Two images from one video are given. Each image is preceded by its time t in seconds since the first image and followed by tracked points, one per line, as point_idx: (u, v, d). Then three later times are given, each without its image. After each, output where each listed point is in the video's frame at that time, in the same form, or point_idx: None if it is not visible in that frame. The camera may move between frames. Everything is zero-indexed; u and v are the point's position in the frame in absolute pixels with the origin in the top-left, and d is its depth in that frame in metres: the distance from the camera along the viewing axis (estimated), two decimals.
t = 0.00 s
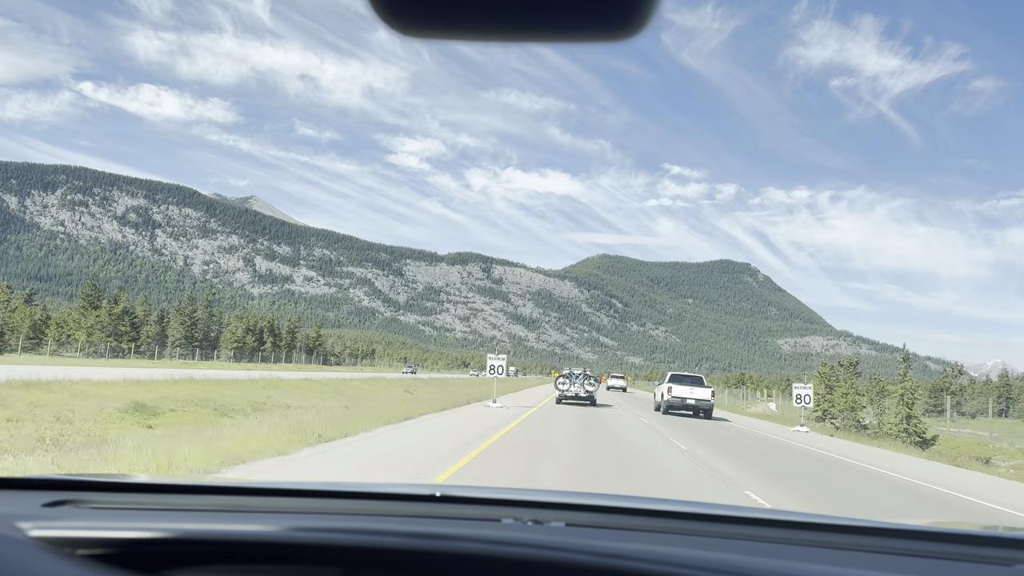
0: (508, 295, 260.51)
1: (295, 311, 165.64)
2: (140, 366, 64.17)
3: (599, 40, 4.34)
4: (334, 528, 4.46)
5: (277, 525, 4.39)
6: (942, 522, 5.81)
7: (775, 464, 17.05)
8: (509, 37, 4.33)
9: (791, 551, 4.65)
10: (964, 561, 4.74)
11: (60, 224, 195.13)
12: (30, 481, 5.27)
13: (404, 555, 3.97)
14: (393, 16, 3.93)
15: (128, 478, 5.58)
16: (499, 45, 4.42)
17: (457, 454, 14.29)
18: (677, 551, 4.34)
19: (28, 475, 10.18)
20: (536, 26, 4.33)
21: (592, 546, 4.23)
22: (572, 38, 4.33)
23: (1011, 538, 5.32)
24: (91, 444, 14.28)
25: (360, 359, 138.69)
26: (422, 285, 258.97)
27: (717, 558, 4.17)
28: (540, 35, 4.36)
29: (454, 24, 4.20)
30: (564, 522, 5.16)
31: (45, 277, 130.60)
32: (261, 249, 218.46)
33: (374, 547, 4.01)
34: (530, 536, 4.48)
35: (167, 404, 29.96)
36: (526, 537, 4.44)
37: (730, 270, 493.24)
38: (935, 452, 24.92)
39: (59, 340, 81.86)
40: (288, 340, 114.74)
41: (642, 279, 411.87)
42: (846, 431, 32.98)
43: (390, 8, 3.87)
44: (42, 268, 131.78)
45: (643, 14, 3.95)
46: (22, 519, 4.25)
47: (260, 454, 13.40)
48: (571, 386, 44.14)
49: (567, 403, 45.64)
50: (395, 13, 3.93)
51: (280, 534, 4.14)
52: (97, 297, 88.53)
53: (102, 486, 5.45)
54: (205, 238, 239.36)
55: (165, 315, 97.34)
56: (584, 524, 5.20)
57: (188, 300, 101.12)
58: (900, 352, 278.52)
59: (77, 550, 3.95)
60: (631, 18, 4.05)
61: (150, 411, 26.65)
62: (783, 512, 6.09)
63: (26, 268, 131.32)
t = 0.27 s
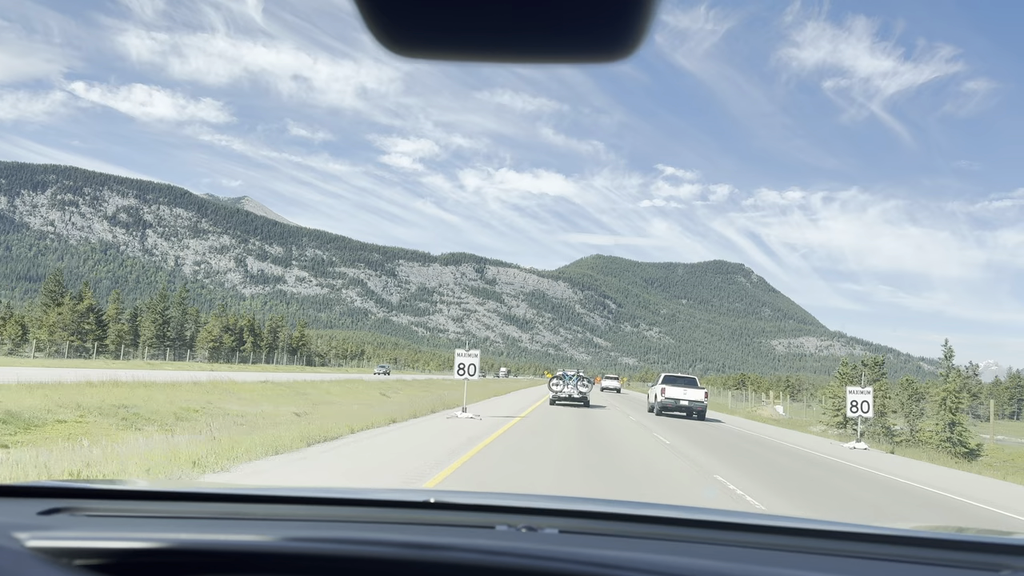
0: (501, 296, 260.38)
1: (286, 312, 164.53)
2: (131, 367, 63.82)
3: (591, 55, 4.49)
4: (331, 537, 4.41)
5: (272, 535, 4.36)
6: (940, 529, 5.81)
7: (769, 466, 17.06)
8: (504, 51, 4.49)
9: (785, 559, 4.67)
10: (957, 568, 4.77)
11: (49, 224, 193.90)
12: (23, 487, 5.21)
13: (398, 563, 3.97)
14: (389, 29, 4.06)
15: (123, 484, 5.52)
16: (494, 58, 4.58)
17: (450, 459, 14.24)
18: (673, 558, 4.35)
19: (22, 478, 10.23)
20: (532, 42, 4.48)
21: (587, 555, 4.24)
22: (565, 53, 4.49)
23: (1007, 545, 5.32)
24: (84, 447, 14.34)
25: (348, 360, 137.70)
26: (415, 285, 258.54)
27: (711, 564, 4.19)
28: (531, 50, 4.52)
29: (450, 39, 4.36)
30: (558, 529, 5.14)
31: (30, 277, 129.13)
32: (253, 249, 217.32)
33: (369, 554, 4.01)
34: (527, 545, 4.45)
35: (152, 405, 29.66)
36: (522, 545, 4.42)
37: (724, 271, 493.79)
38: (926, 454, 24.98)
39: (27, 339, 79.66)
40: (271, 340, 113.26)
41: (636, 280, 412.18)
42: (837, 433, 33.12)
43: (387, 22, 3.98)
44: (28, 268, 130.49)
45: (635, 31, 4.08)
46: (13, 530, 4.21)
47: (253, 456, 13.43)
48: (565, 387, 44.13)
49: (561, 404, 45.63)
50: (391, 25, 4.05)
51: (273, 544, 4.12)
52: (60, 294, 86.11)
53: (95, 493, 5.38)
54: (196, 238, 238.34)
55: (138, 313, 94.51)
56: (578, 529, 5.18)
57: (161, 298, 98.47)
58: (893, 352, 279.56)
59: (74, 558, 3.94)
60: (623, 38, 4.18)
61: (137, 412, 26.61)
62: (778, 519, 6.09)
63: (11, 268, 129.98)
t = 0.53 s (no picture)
0: (497, 296, 260.46)
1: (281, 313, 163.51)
2: (124, 368, 63.60)
3: (582, 57, 4.53)
4: (321, 539, 4.38)
5: (260, 537, 4.32)
6: (934, 530, 5.81)
7: (764, 466, 17.10)
8: (494, 55, 4.53)
9: (776, 559, 4.75)
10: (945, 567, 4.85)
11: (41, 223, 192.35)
12: (11, 490, 5.15)
13: (388, 566, 3.95)
14: (379, 31, 4.07)
15: (115, 487, 5.47)
16: (484, 60, 4.62)
17: (447, 460, 14.25)
18: (665, 562, 4.35)
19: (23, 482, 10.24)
20: (521, 45, 4.51)
21: (578, 556, 4.23)
22: (554, 56, 4.52)
23: (1001, 545, 5.32)
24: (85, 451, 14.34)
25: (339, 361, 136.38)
26: (410, 285, 258.33)
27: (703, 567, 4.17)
28: (519, 52, 4.55)
29: (440, 40, 4.39)
30: (550, 531, 5.11)
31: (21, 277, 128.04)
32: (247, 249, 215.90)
33: (359, 556, 3.99)
34: (518, 548, 4.41)
35: (152, 404, 29.62)
36: (516, 546, 4.38)
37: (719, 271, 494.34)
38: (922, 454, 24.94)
39: None
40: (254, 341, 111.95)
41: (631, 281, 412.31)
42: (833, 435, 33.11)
43: (374, 24, 3.99)
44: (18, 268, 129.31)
45: (622, 33, 4.10)
46: (2, 532, 4.18)
47: (253, 458, 13.47)
48: (560, 387, 44.16)
49: (556, 405, 45.70)
50: (379, 26, 4.05)
51: (265, 546, 4.09)
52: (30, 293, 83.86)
53: (85, 495, 5.34)
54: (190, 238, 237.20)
55: (113, 312, 91.56)
56: (569, 533, 5.16)
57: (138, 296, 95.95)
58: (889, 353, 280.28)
59: (60, 562, 3.94)
60: (612, 42, 4.22)
61: (139, 411, 26.59)
62: (775, 518, 6.07)
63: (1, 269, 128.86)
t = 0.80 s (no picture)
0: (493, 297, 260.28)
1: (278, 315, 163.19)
2: (118, 369, 63.41)
3: (571, 58, 4.50)
4: (311, 543, 4.34)
5: (252, 541, 4.29)
6: (928, 531, 5.82)
7: (760, 467, 17.11)
8: (484, 58, 4.53)
9: (768, 562, 4.75)
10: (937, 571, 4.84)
11: (35, 223, 191.60)
12: (4, 492, 5.14)
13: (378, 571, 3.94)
14: (367, 33, 4.04)
15: (106, 490, 5.43)
16: (475, 64, 4.62)
17: (444, 461, 14.25)
18: (657, 564, 4.36)
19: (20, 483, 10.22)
20: (511, 47, 4.51)
21: (569, 560, 4.22)
22: (543, 58, 4.53)
23: (994, 546, 5.32)
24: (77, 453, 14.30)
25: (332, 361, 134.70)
26: (405, 286, 257.92)
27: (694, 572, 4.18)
28: (508, 57, 4.56)
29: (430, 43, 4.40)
30: (542, 533, 5.07)
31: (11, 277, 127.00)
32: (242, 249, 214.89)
33: (349, 562, 3.95)
34: (508, 550, 4.40)
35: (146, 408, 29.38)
36: (506, 550, 4.36)
37: (715, 272, 494.93)
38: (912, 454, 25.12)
39: None
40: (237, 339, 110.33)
41: (628, 281, 412.24)
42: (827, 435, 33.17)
43: (362, 26, 3.98)
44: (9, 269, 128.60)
45: (609, 36, 4.10)
46: None
47: (247, 458, 13.46)
48: (557, 388, 44.20)
49: (553, 405, 45.63)
50: (368, 30, 4.05)
51: (254, 551, 4.06)
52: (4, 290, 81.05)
53: (77, 499, 5.29)
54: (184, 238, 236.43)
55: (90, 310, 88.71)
56: (561, 535, 5.12)
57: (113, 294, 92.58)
58: (885, 353, 280.66)
59: (48, 567, 3.90)
60: (598, 44, 4.21)
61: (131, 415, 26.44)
62: (769, 520, 6.07)
63: None
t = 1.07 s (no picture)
0: (489, 296, 260.02)
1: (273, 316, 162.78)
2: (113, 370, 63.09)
3: (571, 65, 4.50)
4: (314, 540, 4.35)
5: (253, 541, 4.29)
6: (924, 529, 5.87)
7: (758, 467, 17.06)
8: (484, 61, 4.51)
9: (765, 560, 4.77)
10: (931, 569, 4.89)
11: (27, 223, 190.55)
12: (2, 495, 5.10)
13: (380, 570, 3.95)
14: (367, 44, 4.06)
15: (101, 492, 5.40)
16: (474, 69, 4.62)
17: (443, 462, 14.25)
18: (657, 561, 4.39)
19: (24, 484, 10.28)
20: (506, 55, 4.53)
21: (565, 557, 4.24)
22: (541, 65, 4.52)
23: (986, 544, 5.40)
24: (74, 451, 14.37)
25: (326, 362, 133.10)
26: (400, 285, 257.39)
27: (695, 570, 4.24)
28: (504, 64, 4.56)
29: (429, 52, 4.39)
30: (540, 533, 5.06)
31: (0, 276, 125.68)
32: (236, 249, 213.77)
33: (352, 561, 4.00)
34: (512, 549, 4.39)
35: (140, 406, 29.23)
36: (505, 549, 4.40)
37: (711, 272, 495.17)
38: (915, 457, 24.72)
39: None
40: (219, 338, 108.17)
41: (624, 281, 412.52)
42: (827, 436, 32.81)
43: (361, 31, 3.98)
44: None
45: (611, 43, 4.08)
46: None
47: (247, 460, 13.51)
48: (554, 387, 44.20)
49: (550, 405, 45.58)
50: (369, 39, 4.03)
51: (259, 550, 4.09)
52: None
53: (75, 500, 5.24)
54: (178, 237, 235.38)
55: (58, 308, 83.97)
56: (560, 534, 5.11)
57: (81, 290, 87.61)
58: (880, 353, 281.47)
59: (52, 568, 3.93)
60: (597, 48, 4.21)
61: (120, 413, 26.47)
62: (767, 519, 6.07)
63: None
